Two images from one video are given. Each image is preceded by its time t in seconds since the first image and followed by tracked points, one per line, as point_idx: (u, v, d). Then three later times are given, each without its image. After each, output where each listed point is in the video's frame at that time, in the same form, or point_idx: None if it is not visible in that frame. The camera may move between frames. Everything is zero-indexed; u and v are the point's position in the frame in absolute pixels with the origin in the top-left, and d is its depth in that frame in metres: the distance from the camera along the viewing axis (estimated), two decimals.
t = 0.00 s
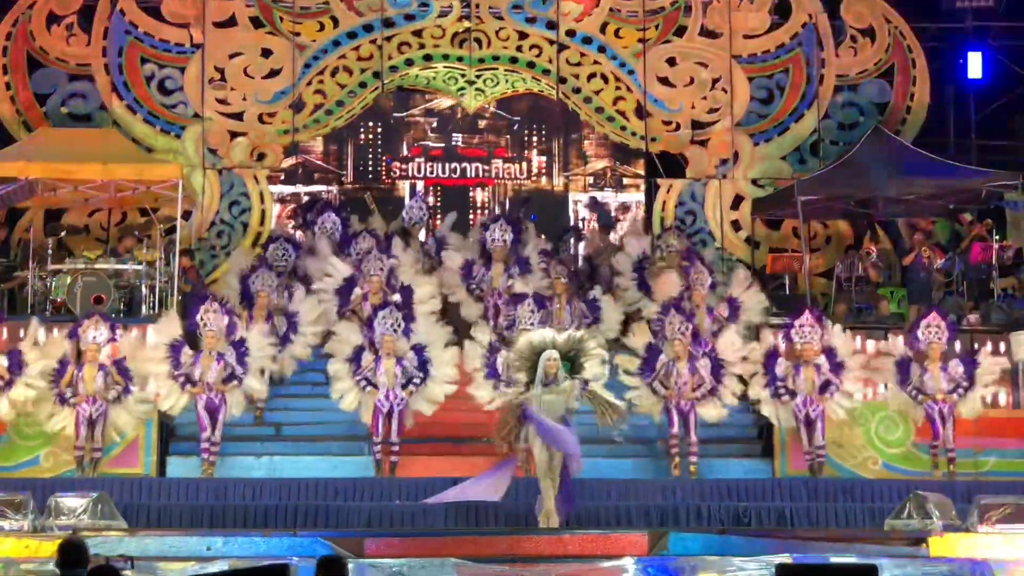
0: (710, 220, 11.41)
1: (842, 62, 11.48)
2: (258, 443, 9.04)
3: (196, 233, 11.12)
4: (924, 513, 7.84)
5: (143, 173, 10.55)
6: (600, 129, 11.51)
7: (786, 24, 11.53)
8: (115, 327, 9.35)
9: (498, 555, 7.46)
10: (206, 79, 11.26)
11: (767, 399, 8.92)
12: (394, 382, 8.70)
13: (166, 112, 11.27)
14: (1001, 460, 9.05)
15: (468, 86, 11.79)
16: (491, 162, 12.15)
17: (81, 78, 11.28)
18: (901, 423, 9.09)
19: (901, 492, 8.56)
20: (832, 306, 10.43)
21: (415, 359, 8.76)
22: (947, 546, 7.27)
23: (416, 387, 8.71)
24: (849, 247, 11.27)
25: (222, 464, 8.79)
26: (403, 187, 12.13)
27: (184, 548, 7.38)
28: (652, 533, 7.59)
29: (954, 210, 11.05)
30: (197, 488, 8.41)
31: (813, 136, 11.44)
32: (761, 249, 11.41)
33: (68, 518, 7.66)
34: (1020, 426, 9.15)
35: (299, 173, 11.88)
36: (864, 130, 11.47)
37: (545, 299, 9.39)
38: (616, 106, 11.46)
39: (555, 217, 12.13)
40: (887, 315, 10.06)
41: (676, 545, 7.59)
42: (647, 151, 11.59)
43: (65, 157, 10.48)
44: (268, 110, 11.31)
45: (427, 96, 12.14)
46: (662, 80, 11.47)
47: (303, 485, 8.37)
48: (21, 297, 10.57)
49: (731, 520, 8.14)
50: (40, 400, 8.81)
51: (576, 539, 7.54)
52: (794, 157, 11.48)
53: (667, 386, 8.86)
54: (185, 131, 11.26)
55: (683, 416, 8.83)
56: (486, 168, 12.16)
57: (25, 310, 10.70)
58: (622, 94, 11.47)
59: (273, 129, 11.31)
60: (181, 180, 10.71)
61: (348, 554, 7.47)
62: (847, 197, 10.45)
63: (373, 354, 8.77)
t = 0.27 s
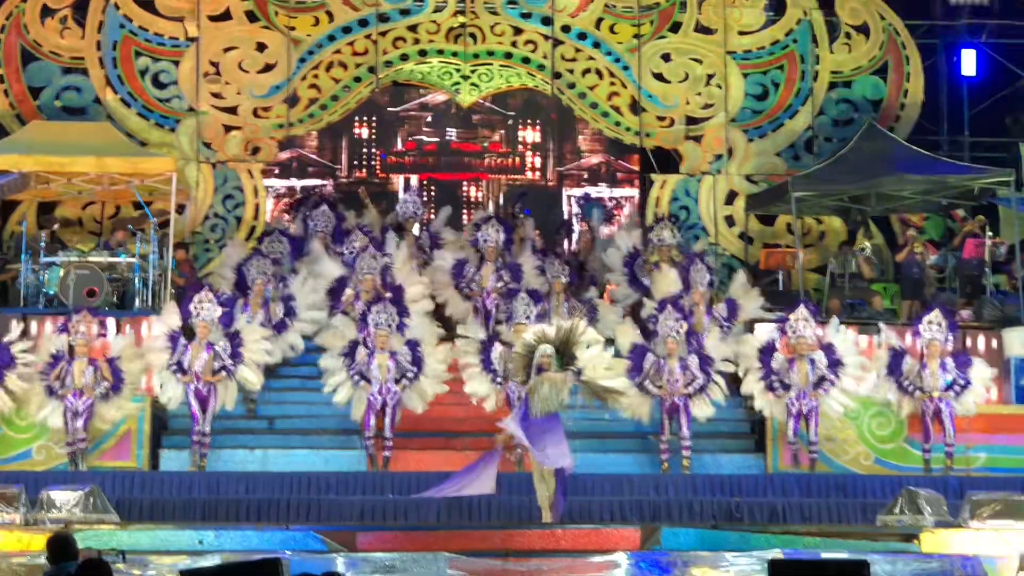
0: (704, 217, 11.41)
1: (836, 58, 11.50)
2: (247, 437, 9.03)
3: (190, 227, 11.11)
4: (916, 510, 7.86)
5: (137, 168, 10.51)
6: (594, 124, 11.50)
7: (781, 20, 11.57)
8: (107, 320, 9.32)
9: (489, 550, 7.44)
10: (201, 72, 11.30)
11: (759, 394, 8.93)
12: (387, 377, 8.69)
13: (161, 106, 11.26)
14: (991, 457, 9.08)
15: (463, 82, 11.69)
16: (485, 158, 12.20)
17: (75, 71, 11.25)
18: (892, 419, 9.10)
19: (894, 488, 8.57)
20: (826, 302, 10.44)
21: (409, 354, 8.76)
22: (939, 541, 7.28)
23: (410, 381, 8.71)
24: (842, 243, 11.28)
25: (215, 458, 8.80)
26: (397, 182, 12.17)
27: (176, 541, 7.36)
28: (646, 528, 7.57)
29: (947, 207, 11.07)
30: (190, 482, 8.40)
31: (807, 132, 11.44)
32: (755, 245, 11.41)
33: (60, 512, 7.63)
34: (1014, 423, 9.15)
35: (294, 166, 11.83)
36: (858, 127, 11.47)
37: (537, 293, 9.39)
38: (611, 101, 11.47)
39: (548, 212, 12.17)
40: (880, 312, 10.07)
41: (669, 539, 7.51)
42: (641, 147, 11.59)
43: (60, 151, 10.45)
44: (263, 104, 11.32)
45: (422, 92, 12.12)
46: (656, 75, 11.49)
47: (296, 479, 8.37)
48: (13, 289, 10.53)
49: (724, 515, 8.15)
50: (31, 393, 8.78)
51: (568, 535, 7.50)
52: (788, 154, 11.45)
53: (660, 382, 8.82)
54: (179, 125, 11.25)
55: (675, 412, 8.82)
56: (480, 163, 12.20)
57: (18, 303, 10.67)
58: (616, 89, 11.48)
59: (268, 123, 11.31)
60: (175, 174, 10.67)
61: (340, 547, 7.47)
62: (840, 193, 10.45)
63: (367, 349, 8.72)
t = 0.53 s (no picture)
0: (699, 213, 11.42)
1: (830, 54, 11.49)
2: (239, 433, 9.02)
3: (184, 223, 11.12)
4: (910, 506, 7.86)
5: (131, 161, 10.52)
6: (588, 119, 11.51)
7: (775, 16, 11.55)
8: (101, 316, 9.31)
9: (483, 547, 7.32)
10: (195, 67, 11.27)
11: (751, 390, 8.96)
12: (382, 373, 8.69)
13: (155, 100, 11.24)
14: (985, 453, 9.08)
15: (458, 77, 11.78)
16: (480, 153, 12.22)
17: (69, 65, 11.23)
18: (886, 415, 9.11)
19: (888, 484, 8.58)
20: (820, 299, 10.45)
21: (403, 350, 8.77)
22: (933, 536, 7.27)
23: (403, 377, 8.72)
24: (837, 239, 11.29)
25: (209, 453, 8.80)
26: (391, 177, 12.15)
27: (170, 536, 7.30)
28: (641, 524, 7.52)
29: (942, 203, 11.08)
30: (184, 477, 8.39)
31: (802, 128, 11.45)
32: (749, 241, 11.41)
33: (54, 507, 7.62)
34: (1007, 419, 9.15)
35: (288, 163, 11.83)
36: (853, 124, 11.48)
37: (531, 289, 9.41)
38: (606, 96, 11.47)
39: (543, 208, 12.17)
40: (874, 308, 10.08)
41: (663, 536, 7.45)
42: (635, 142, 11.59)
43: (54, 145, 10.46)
44: (257, 99, 11.31)
45: (418, 87, 12.09)
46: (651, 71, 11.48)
47: (291, 475, 8.37)
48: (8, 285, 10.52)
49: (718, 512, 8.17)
50: (26, 388, 8.77)
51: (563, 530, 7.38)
52: (783, 149, 11.45)
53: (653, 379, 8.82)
54: (173, 120, 11.23)
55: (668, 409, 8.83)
56: (475, 158, 12.22)
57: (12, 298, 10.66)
58: (612, 84, 11.47)
59: (262, 118, 11.32)
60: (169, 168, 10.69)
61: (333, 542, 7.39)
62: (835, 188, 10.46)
63: (361, 347, 8.73)
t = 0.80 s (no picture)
0: (693, 202, 11.41)
1: (825, 44, 11.50)
2: (233, 423, 9.01)
3: (178, 211, 11.10)
4: (904, 495, 7.86)
5: (125, 151, 10.48)
6: (582, 109, 11.52)
7: (769, 6, 11.55)
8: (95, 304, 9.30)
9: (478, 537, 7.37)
10: (189, 56, 11.28)
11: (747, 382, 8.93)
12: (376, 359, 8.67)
13: (148, 89, 11.24)
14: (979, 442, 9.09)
15: (452, 67, 11.68)
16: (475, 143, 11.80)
17: (62, 54, 11.21)
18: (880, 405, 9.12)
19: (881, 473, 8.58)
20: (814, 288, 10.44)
21: (398, 339, 8.76)
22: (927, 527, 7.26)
23: (398, 363, 8.70)
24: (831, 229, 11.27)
25: (204, 443, 8.82)
26: (384, 166, 11.78)
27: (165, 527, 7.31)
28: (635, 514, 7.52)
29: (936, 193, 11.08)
30: (177, 467, 8.39)
31: (796, 117, 11.46)
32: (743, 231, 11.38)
33: (48, 496, 7.61)
34: (998, 408, 9.18)
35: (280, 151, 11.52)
36: (847, 113, 11.48)
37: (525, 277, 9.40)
38: (599, 85, 11.47)
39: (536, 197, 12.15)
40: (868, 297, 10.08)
41: (657, 524, 7.47)
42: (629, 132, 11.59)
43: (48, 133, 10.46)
44: (251, 88, 11.31)
45: (411, 76, 11.78)
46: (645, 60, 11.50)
47: (284, 464, 8.37)
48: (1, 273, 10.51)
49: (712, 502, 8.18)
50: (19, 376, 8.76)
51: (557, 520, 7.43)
52: (777, 139, 11.45)
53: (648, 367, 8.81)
54: (167, 108, 11.23)
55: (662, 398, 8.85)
56: (470, 148, 11.80)
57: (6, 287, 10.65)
58: (605, 74, 11.48)
59: (256, 107, 11.30)
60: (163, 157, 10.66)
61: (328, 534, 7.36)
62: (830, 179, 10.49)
63: (354, 333, 8.69)
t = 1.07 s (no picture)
0: (688, 193, 11.39)
1: (820, 33, 11.50)
2: (228, 414, 9.00)
3: (173, 201, 11.08)
4: (897, 485, 7.88)
5: (120, 140, 10.50)
6: (577, 99, 11.50)
7: None
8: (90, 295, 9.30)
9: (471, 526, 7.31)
10: (184, 46, 11.26)
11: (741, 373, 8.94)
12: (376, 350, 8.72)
13: (143, 79, 11.22)
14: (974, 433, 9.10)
15: (447, 56, 11.63)
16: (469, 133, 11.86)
17: (56, 43, 11.19)
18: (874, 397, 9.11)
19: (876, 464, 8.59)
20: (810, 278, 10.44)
21: (395, 330, 8.77)
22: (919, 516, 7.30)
23: (398, 357, 8.75)
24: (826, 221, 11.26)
25: (198, 433, 8.82)
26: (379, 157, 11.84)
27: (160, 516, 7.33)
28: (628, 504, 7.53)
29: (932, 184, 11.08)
30: (172, 457, 8.39)
31: (792, 108, 11.44)
32: (738, 222, 11.37)
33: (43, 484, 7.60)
34: (992, 399, 9.20)
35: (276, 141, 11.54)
36: (842, 104, 11.48)
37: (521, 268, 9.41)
38: (595, 76, 11.46)
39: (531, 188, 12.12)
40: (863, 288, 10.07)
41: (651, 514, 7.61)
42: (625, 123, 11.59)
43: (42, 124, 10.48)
44: (246, 78, 11.30)
45: (406, 65, 11.73)
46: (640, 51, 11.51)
47: (279, 454, 8.36)
48: None
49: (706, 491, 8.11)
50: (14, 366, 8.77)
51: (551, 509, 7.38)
52: (773, 129, 11.45)
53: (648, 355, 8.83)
54: (162, 98, 11.21)
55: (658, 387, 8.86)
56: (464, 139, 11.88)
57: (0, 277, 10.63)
58: (600, 64, 11.47)
59: (250, 97, 11.29)
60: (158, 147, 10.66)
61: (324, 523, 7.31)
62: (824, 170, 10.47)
63: (354, 325, 8.75)
